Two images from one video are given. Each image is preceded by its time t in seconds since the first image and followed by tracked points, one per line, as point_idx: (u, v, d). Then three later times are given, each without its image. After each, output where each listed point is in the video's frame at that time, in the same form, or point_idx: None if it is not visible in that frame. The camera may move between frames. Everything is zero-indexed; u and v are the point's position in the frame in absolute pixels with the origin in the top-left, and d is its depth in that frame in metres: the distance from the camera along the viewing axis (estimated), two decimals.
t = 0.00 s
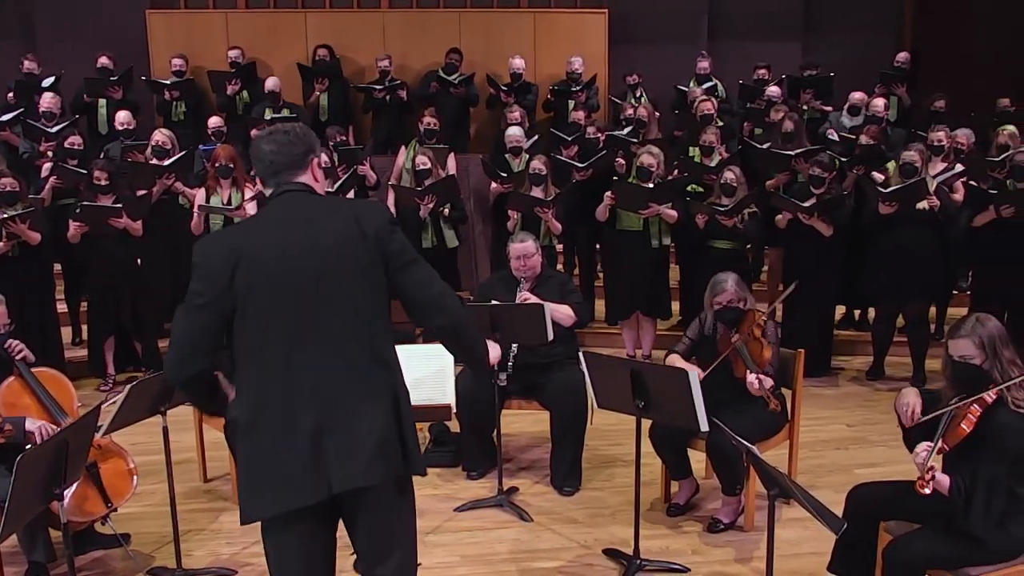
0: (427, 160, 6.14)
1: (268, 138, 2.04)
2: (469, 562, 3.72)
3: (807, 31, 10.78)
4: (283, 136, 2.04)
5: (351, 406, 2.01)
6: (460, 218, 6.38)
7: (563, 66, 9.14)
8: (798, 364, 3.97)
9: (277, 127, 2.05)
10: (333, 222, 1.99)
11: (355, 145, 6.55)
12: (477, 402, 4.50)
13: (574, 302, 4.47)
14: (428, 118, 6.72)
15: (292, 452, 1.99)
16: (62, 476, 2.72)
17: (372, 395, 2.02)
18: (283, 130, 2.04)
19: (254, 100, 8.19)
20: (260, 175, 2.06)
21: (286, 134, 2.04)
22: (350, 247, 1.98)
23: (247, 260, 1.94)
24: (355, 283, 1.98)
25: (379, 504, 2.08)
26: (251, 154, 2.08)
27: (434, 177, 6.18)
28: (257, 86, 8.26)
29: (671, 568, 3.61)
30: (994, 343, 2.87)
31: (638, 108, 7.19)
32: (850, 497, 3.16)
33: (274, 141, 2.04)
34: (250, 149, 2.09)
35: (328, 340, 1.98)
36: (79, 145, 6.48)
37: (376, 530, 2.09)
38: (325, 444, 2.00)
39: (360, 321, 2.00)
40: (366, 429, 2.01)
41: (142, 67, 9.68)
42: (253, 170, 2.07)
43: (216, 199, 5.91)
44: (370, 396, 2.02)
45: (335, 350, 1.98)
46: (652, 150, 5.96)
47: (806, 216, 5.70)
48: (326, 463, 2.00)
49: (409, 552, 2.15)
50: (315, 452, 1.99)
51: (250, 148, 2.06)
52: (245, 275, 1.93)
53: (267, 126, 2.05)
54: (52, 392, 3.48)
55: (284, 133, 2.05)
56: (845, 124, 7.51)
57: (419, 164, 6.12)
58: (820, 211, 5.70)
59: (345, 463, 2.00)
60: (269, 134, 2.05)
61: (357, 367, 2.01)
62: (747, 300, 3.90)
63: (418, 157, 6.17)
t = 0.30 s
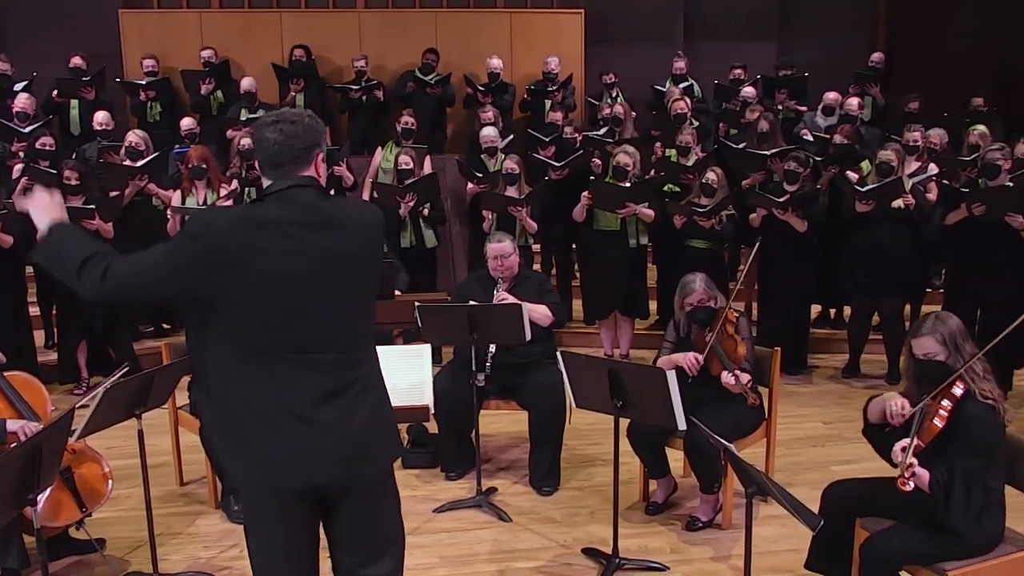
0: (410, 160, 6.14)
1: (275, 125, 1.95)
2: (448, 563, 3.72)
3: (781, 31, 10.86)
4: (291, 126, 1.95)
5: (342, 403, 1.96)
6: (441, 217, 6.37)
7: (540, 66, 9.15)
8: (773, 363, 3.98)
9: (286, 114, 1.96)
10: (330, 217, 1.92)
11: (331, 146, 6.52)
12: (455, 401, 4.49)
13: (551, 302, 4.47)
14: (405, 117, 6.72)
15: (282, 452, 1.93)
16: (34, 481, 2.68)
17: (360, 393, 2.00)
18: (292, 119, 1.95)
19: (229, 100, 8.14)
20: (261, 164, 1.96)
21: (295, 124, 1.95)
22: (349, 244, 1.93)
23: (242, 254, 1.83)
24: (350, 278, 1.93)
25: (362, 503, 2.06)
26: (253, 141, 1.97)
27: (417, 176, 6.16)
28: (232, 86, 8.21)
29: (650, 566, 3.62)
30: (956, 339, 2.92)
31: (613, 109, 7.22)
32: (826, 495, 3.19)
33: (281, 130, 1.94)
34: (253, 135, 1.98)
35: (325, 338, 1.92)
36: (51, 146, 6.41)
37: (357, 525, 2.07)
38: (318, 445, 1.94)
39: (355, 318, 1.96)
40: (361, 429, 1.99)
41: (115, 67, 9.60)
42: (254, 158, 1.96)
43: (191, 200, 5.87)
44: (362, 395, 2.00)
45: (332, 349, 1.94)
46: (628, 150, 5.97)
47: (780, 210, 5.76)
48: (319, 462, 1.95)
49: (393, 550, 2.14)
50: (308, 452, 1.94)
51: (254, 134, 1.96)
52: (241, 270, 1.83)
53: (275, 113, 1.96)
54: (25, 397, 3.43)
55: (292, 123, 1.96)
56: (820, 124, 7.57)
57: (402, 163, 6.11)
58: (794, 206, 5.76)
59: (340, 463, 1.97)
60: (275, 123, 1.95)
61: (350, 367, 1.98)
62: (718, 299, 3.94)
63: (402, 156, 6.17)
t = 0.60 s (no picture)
0: (394, 159, 6.15)
1: (316, 143, 2.08)
2: (427, 565, 3.70)
3: (756, 32, 10.92)
4: (331, 148, 2.09)
5: (338, 417, 2.04)
6: (420, 218, 6.34)
7: (516, 66, 9.15)
8: (751, 361, 4.01)
9: (328, 136, 2.11)
10: (342, 240, 1.99)
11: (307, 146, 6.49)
12: (433, 401, 4.48)
13: (529, 302, 4.46)
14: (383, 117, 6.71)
15: (271, 458, 2.02)
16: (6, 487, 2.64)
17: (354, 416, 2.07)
18: (332, 142, 2.09)
19: (203, 101, 8.06)
20: (294, 177, 2.08)
21: (335, 146, 2.10)
22: (357, 269, 1.99)
23: (254, 268, 1.93)
24: (357, 299, 2.00)
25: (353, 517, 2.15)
26: (289, 154, 2.10)
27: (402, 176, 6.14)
28: (206, 86, 8.13)
29: (628, 565, 3.63)
30: (935, 333, 2.95)
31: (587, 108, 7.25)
32: (802, 492, 3.21)
33: (321, 148, 2.08)
34: (291, 149, 2.11)
35: (324, 358, 2.00)
36: (22, 147, 6.33)
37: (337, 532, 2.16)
38: (315, 457, 2.03)
39: (355, 342, 2.03)
40: (348, 452, 2.05)
41: (87, 68, 9.49)
42: (288, 170, 2.08)
43: (165, 201, 5.83)
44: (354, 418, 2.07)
45: (329, 369, 2.01)
46: (603, 149, 5.98)
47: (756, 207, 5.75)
48: (311, 473, 2.03)
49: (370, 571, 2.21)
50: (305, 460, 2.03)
51: (293, 147, 2.09)
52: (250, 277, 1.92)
53: (317, 134, 2.11)
54: None
55: (331, 145, 2.10)
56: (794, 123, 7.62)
57: (387, 163, 6.10)
58: (769, 202, 5.77)
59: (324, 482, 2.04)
60: (316, 142, 2.09)
61: (347, 390, 2.05)
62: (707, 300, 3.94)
63: (388, 156, 6.15)
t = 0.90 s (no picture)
0: (378, 161, 6.12)
1: (299, 126, 1.90)
2: (406, 566, 3.69)
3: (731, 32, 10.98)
4: (317, 131, 1.91)
5: (320, 431, 1.86)
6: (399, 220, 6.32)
7: (493, 66, 9.14)
8: (728, 359, 4.04)
9: (312, 116, 1.92)
10: (326, 237, 1.84)
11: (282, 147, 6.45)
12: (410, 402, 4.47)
13: (507, 302, 4.47)
14: (363, 117, 6.71)
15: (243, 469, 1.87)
16: None
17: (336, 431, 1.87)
18: (317, 124, 1.91)
19: (176, 101, 7.99)
20: (277, 163, 1.92)
21: (319, 130, 1.91)
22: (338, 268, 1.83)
23: (231, 268, 1.83)
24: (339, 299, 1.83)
25: (341, 550, 1.92)
26: (271, 136, 1.93)
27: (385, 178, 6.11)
28: (179, 86, 8.06)
29: (607, 564, 3.63)
30: (913, 328, 2.98)
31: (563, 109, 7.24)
32: (780, 489, 3.23)
33: (305, 132, 1.90)
34: (272, 129, 1.94)
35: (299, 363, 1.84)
36: None
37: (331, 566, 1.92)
38: (295, 475, 1.84)
39: (338, 347, 1.85)
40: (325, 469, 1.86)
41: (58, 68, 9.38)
42: (270, 156, 1.93)
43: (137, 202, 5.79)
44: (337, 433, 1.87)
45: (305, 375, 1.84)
46: (579, 148, 5.99)
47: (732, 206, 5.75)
48: (282, 490, 1.85)
49: None
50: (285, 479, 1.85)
51: (275, 130, 1.91)
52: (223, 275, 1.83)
53: (300, 114, 1.92)
54: None
55: (317, 127, 1.91)
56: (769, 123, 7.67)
57: (370, 164, 6.05)
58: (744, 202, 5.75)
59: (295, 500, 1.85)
60: (300, 124, 1.91)
61: (329, 400, 1.86)
62: (670, 296, 3.94)
63: (372, 158, 6.10)
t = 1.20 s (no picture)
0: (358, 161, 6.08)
1: (258, 127, 1.84)
2: (385, 568, 3.67)
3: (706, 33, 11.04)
4: (278, 131, 1.84)
5: (298, 431, 1.82)
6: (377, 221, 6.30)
7: (469, 66, 9.13)
8: (705, 360, 4.03)
9: (270, 114, 1.85)
10: (295, 234, 1.78)
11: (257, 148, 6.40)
12: (388, 403, 4.44)
13: (484, 302, 4.46)
14: (340, 116, 6.69)
15: (224, 474, 1.83)
16: None
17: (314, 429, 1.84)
18: (278, 123, 1.84)
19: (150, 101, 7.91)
20: (239, 166, 1.86)
21: (279, 129, 1.84)
22: (310, 266, 1.77)
23: (196, 272, 1.76)
24: (311, 297, 1.78)
25: (324, 540, 1.91)
26: (230, 138, 1.86)
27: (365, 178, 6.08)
28: (152, 86, 7.98)
29: (587, 563, 3.63)
30: (890, 322, 3.01)
31: (540, 109, 7.25)
32: (758, 486, 3.25)
33: (266, 133, 1.83)
34: (229, 132, 1.87)
35: (274, 365, 1.79)
36: None
37: (322, 562, 1.91)
38: (277, 476, 1.82)
39: (314, 345, 1.80)
40: (305, 469, 1.83)
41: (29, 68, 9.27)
42: (231, 159, 1.86)
43: (109, 203, 5.72)
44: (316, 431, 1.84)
45: (281, 377, 1.80)
46: (555, 148, 6.00)
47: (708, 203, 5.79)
48: (264, 493, 1.82)
49: None
50: (263, 485, 1.82)
51: (233, 132, 1.84)
52: (191, 280, 1.77)
53: (258, 114, 1.85)
54: None
55: (277, 127, 1.85)
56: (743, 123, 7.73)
57: (351, 165, 6.03)
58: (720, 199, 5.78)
59: (278, 501, 1.83)
60: (259, 125, 1.84)
61: (306, 399, 1.82)
62: (651, 293, 3.99)
63: (352, 159, 6.07)
